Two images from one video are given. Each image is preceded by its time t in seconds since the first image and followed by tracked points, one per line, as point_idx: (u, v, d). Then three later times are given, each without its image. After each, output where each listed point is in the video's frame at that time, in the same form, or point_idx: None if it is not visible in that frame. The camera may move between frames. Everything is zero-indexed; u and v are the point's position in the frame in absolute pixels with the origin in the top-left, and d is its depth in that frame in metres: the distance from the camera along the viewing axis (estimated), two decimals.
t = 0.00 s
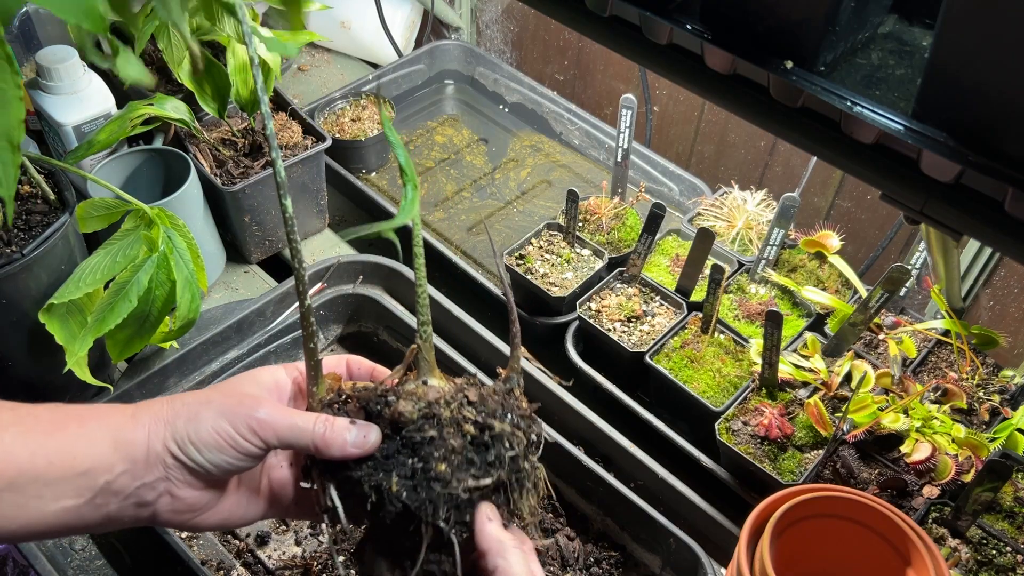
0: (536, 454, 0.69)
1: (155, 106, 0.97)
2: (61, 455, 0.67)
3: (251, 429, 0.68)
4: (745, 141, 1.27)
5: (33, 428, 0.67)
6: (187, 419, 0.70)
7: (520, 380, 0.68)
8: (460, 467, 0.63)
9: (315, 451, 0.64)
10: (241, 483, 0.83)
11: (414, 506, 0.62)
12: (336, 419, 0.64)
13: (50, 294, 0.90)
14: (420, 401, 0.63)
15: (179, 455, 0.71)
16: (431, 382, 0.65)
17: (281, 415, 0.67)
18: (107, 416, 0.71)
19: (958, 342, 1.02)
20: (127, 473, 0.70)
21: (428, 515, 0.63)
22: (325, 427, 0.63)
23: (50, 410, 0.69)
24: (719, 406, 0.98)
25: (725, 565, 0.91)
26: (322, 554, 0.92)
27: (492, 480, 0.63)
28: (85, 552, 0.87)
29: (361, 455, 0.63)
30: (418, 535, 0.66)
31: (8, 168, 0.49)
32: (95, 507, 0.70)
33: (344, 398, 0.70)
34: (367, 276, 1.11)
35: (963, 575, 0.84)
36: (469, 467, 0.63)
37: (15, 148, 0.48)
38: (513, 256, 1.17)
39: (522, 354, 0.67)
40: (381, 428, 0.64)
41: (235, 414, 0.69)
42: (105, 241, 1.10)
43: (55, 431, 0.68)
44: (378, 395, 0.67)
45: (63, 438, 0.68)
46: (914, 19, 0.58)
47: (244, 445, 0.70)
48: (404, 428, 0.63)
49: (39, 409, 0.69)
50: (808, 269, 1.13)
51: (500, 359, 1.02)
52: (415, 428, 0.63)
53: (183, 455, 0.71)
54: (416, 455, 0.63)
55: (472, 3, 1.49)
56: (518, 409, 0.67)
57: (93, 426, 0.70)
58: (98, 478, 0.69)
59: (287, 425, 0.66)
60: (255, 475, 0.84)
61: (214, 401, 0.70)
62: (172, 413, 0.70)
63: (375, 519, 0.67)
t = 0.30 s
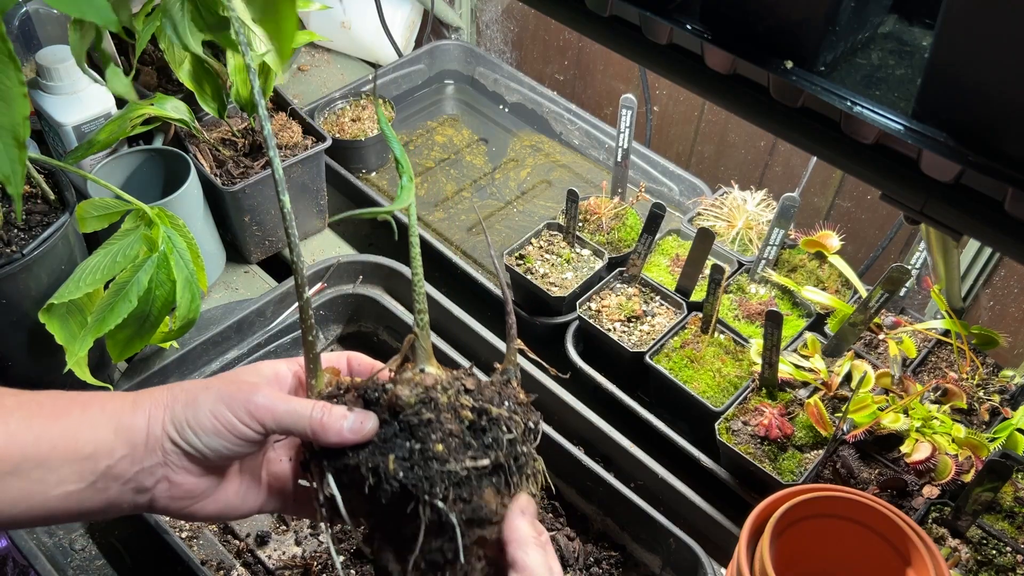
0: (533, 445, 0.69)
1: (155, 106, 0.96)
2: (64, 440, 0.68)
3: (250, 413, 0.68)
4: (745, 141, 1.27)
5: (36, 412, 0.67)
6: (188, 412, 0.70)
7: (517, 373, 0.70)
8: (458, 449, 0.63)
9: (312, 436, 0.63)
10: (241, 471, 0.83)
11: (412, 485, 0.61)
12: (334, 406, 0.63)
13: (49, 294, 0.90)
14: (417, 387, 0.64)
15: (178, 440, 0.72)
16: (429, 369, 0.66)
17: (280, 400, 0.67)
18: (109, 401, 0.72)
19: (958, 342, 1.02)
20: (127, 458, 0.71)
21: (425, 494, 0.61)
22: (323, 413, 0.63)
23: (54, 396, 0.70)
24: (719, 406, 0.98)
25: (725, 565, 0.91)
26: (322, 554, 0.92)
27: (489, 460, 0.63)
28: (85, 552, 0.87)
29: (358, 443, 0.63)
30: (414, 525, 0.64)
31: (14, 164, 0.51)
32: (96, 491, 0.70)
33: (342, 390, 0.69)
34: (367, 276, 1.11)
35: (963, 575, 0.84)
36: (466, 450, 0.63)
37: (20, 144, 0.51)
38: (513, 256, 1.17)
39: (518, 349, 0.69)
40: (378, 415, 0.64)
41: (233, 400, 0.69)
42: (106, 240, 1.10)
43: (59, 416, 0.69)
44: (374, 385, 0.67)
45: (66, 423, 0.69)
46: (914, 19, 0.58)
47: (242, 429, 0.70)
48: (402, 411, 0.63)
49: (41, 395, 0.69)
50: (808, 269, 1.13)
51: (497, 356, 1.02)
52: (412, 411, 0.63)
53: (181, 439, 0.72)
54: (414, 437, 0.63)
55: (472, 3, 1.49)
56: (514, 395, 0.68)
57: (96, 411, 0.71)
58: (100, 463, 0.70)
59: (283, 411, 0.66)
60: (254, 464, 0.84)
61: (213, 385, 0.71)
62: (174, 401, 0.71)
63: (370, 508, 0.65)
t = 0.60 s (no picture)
0: (520, 432, 0.69)
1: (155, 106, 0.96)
2: (61, 429, 0.68)
3: (242, 400, 0.68)
4: (745, 141, 1.27)
5: (33, 403, 0.67)
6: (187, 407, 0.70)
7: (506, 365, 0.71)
8: (444, 434, 0.63)
9: (303, 422, 0.64)
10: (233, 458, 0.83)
11: (396, 469, 0.62)
12: (324, 393, 0.64)
13: (50, 295, 0.90)
14: (405, 371, 0.65)
15: (172, 427, 0.72)
16: (419, 357, 0.66)
17: (271, 387, 0.67)
18: (104, 390, 0.72)
19: (958, 342, 1.02)
20: (122, 446, 0.71)
21: (408, 478, 0.62)
22: (314, 400, 0.63)
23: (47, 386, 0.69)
24: (719, 406, 0.98)
25: (725, 565, 0.91)
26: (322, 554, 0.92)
27: (474, 447, 0.63)
28: (85, 552, 0.87)
29: (347, 428, 0.63)
30: (393, 506, 0.64)
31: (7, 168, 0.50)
32: (91, 479, 0.70)
33: (334, 375, 0.70)
34: (367, 276, 1.10)
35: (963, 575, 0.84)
36: (452, 435, 0.63)
37: (13, 146, 0.49)
38: (513, 256, 1.17)
39: (510, 338, 0.71)
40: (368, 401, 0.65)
41: (225, 386, 0.68)
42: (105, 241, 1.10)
43: (56, 406, 0.68)
44: (366, 372, 0.68)
45: (58, 414, 0.68)
46: (914, 19, 0.58)
47: (236, 416, 0.70)
48: (390, 395, 0.64)
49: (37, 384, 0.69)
50: (808, 269, 1.13)
51: (487, 347, 1.03)
52: (399, 395, 0.64)
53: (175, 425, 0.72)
54: (400, 421, 0.63)
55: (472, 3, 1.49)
56: (503, 385, 0.68)
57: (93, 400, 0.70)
58: (96, 450, 0.70)
59: (275, 397, 0.66)
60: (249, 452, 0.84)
61: (204, 374, 0.71)
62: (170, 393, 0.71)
63: (351, 488, 0.65)
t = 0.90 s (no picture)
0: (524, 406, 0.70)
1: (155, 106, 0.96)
2: (63, 421, 0.68)
3: (243, 387, 0.68)
4: (745, 141, 1.27)
5: (34, 397, 0.67)
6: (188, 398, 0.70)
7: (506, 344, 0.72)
8: (453, 403, 0.64)
9: (307, 404, 0.64)
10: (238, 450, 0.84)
11: (408, 436, 0.62)
12: (325, 374, 0.64)
13: (50, 295, 0.90)
14: (410, 346, 0.66)
15: (174, 418, 0.72)
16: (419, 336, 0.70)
17: (272, 373, 0.67)
18: (104, 383, 0.72)
19: (958, 342, 1.02)
20: (121, 441, 0.71)
21: (420, 444, 0.62)
22: (315, 381, 0.63)
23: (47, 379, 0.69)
24: (719, 406, 0.98)
25: (725, 565, 0.91)
26: (322, 554, 0.92)
27: (483, 413, 0.64)
28: (85, 552, 0.87)
29: (352, 407, 0.64)
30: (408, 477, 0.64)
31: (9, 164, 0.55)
32: (94, 472, 0.70)
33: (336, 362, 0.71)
34: (367, 276, 1.10)
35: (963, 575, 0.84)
36: (460, 403, 0.64)
37: (15, 143, 0.55)
38: (513, 256, 1.17)
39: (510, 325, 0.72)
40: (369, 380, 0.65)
41: (226, 374, 0.69)
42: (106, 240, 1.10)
43: (57, 398, 0.68)
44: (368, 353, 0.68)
45: (62, 405, 0.68)
46: (914, 19, 0.58)
47: (239, 404, 0.70)
48: (396, 367, 0.64)
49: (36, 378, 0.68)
50: (808, 269, 1.13)
51: (480, 342, 1.03)
52: (405, 366, 0.64)
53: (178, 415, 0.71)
54: (408, 391, 0.64)
55: (472, 3, 1.49)
56: (505, 360, 0.70)
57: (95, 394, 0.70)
58: (98, 443, 0.69)
59: (279, 380, 0.66)
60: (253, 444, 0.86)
61: (205, 363, 0.71)
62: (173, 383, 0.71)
63: (360, 463, 0.65)
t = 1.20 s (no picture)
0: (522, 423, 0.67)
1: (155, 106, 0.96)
2: (51, 423, 0.68)
3: (231, 391, 0.68)
4: (745, 141, 1.27)
5: (22, 398, 0.67)
6: (177, 401, 0.70)
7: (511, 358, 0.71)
8: (442, 412, 0.62)
9: (295, 408, 0.64)
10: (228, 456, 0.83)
11: (392, 445, 0.61)
12: (316, 379, 0.64)
13: (50, 295, 0.90)
14: (404, 353, 0.66)
15: (162, 420, 0.72)
16: (416, 343, 0.69)
17: (262, 377, 0.67)
18: (94, 385, 0.72)
19: (958, 342, 1.02)
20: (110, 442, 0.71)
21: (405, 455, 0.60)
22: (303, 386, 0.63)
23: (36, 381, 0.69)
24: (719, 406, 0.98)
25: (725, 565, 0.91)
26: (322, 554, 0.92)
27: (472, 424, 0.61)
28: (85, 552, 0.87)
29: (341, 412, 0.63)
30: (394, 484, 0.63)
31: None
32: (84, 473, 0.70)
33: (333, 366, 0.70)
34: (367, 276, 1.10)
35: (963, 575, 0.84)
36: (450, 413, 0.62)
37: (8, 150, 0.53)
38: (513, 256, 1.17)
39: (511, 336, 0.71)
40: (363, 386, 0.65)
41: (215, 377, 0.69)
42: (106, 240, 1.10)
43: (45, 401, 0.68)
44: (363, 358, 0.68)
45: (52, 407, 0.68)
46: (914, 19, 0.58)
47: (225, 407, 0.70)
48: (387, 373, 0.65)
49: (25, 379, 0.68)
50: (808, 269, 1.13)
51: (488, 349, 1.02)
52: (396, 373, 0.64)
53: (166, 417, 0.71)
54: (397, 398, 0.63)
55: (472, 3, 1.49)
56: (503, 372, 0.68)
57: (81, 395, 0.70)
58: (86, 444, 0.69)
59: (268, 385, 0.66)
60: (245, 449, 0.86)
61: (195, 366, 0.71)
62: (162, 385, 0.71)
63: (346, 470, 0.64)
